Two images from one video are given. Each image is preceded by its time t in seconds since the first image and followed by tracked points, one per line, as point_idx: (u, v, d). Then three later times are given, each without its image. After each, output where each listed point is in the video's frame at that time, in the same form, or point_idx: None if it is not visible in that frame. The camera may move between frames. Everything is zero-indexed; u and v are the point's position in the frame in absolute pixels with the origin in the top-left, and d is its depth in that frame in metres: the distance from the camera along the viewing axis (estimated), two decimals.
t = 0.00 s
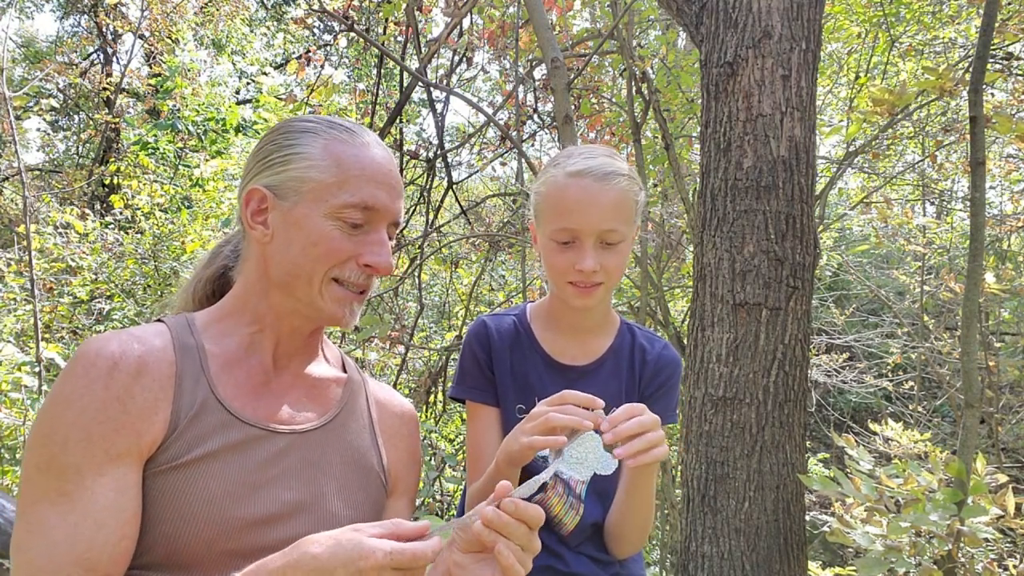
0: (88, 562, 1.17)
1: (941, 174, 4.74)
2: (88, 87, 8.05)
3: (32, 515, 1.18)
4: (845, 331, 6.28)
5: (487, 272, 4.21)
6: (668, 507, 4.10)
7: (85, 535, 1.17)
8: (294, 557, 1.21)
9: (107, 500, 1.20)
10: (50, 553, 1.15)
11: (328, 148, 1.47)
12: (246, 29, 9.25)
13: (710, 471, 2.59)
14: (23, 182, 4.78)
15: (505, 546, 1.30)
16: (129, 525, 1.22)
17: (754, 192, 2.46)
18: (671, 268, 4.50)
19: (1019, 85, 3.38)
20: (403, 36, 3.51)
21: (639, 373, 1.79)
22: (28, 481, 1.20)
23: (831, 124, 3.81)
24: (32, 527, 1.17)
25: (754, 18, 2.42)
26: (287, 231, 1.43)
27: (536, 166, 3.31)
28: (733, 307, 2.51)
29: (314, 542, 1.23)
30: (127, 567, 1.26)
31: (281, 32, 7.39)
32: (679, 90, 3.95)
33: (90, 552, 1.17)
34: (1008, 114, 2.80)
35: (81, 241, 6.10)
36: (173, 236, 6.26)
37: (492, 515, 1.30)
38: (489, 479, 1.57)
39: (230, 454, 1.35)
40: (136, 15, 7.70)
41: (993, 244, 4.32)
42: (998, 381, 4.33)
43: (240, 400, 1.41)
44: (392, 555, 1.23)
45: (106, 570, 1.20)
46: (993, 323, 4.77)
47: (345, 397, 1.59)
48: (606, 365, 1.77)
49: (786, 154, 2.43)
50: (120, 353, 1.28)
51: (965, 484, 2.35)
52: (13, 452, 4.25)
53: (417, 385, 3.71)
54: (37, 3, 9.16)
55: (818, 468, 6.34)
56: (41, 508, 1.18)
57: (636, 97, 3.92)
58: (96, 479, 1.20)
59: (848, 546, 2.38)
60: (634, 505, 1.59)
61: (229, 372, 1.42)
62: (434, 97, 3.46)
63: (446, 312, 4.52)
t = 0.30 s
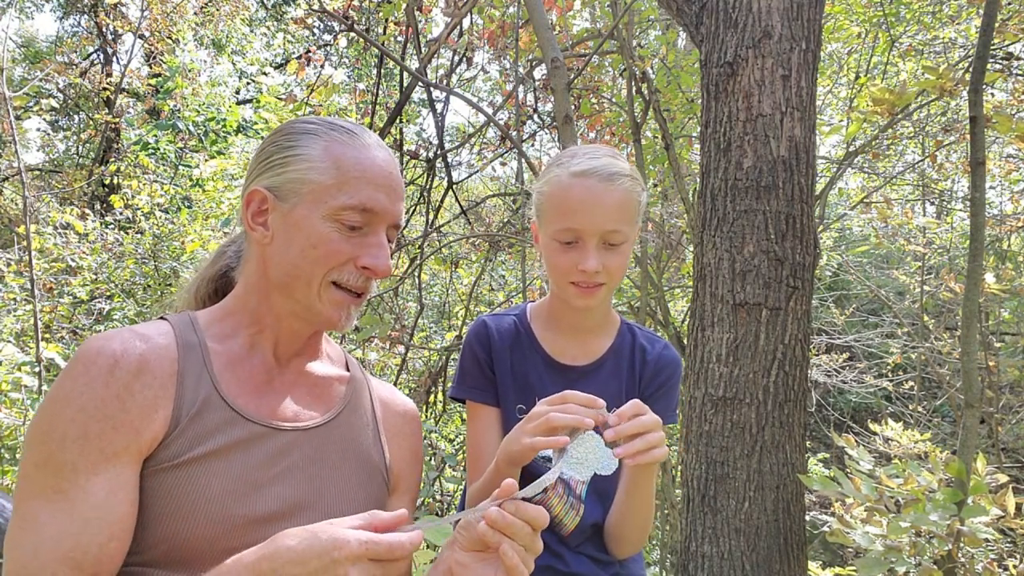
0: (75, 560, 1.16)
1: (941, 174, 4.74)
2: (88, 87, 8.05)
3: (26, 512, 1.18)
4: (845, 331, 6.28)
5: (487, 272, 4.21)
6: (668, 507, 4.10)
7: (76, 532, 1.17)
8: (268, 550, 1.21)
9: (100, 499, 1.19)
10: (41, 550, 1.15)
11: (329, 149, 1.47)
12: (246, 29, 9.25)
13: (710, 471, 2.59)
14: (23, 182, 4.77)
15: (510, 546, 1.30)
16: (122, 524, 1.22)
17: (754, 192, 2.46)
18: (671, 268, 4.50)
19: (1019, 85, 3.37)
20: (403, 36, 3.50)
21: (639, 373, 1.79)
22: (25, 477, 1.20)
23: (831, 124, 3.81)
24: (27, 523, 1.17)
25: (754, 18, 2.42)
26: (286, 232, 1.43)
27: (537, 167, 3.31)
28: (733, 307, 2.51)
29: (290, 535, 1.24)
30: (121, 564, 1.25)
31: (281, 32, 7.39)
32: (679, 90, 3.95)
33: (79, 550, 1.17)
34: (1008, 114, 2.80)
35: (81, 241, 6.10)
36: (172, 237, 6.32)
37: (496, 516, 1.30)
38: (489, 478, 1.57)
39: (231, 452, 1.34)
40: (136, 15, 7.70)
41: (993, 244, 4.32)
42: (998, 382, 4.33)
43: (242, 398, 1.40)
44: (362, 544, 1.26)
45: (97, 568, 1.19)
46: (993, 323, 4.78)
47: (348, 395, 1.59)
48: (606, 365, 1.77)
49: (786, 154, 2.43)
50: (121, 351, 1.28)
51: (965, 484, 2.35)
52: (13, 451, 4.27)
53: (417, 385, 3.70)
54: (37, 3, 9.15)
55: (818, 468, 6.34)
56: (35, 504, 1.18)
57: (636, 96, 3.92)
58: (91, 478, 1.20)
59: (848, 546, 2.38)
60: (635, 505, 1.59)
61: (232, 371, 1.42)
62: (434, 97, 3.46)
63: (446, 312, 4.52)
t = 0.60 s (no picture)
0: (73, 560, 1.16)
1: (941, 174, 4.73)
2: (88, 87, 8.05)
3: (25, 511, 1.18)
4: (845, 331, 6.28)
5: (487, 272, 4.21)
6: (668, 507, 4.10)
7: (74, 532, 1.17)
8: (267, 552, 1.22)
9: (98, 500, 1.19)
10: (38, 550, 1.15)
11: (329, 149, 1.47)
12: (246, 29, 9.25)
13: (710, 471, 2.59)
14: (23, 181, 4.77)
15: (513, 548, 1.30)
16: (120, 525, 1.21)
17: (754, 192, 2.46)
18: (672, 268, 4.50)
19: (1019, 85, 3.37)
20: (403, 36, 3.50)
21: (639, 373, 1.79)
22: (25, 476, 1.20)
23: (830, 123, 3.81)
24: (26, 523, 1.17)
25: (754, 18, 2.42)
26: (287, 232, 1.43)
27: (536, 166, 3.31)
28: (733, 307, 2.51)
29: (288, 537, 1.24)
30: (119, 565, 1.25)
31: (282, 32, 7.39)
32: (679, 90, 3.95)
33: (78, 550, 1.16)
34: (1008, 114, 2.80)
35: (81, 241, 6.09)
36: (175, 236, 6.20)
37: (500, 517, 1.30)
38: (489, 478, 1.57)
39: (232, 452, 1.34)
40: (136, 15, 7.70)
41: (993, 244, 4.32)
42: (998, 382, 4.33)
43: (244, 397, 1.41)
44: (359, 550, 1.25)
45: (96, 568, 1.19)
46: (993, 323, 4.78)
47: (349, 394, 1.59)
48: (607, 366, 1.77)
49: (786, 154, 2.43)
50: (121, 352, 1.28)
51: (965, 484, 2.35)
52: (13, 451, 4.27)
53: (417, 385, 3.70)
54: (37, 3, 9.14)
55: (818, 468, 6.34)
56: (33, 503, 1.18)
57: (636, 96, 3.92)
58: (89, 478, 1.20)
59: (848, 546, 2.38)
60: (635, 504, 1.60)
61: (232, 370, 1.42)
62: (434, 97, 3.46)
63: (446, 312, 4.52)
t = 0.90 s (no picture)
0: (69, 561, 1.15)
1: (941, 174, 4.73)
2: (88, 87, 8.06)
3: (21, 513, 1.17)
4: (845, 331, 6.28)
5: (488, 272, 4.21)
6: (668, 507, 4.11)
7: (70, 533, 1.16)
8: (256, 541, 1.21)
9: (95, 500, 1.19)
10: (34, 551, 1.14)
11: (320, 147, 1.47)
12: (246, 29, 9.24)
13: (710, 471, 2.60)
14: (23, 181, 4.77)
15: (512, 547, 1.29)
16: (116, 527, 1.21)
17: (754, 192, 2.46)
18: (672, 268, 4.50)
19: (1018, 84, 3.37)
20: (403, 36, 3.50)
21: (639, 374, 1.79)
22: (21, 478, 1.20)
23: (831, 123, 3.81)
24: (22, 524, 1.16)
25: (754, 18, 2.42)
26: (278, 232, 1.43)
27: (536, 167, 3.30)
28: (733, 307, 2.51)
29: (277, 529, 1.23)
30: (117, 567, 1.24)
31: (281, 32, 7.39)
32: (679, 90, 3.95)
33: (75, 551, 1.16)
34: (1008, 114, 2.80)
35: (81, 241, 6.08)
36: (173, 236, 6.36)
37: (500, 517, 1.29)
38: (488, 478, 1.56)
39: (230, 452, 1.34)
40: (136, 15, 7.71)
41: (993, 245, 4.32)
42: (998, 382, 4.33)
43: (243, 398, 1.41)
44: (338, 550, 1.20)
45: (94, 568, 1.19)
46: (993, 323, 4.78)
47: (348, 395, 1.59)
48: (607, 366, 1.77)
49: (786, 154, 2.43)
50: (119, 353, 1.28)
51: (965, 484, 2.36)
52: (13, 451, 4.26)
53: (417, 385, 3.70)
54: (37, 3, 9.14)
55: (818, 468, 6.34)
56: (30, 504, 1.17)
57: (636, 97, 3.93)
58: (86, 479, 1.19)
59: (848, 546, 2.38)
60: (635, 504, 1.60)
61: (232, 371, 1.42)
62: (434, 97, 3.46)
63: (446, 312, 4.52)
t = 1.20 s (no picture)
0: (53, 559, 1.14)
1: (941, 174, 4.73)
2: (88, 87, 8.06)
3: (9, 509, 1.17)
4: (845, 331, 6.28)
5: (488, 272, 4.21)
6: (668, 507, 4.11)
7: (58, 529, 1.15)
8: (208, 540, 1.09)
9: (84, 498, 1.19)
10: (15, 547, 1.12)
11: (287, 142, 1.53)
12: (245, 29, 9.24)
13: (710, 471, 2.60)
14: (23, 181, 4.77)
15: (508, 544, 1.27)
16: (102, 526, 1.20)
17: (754, 192, 2.46)
18: (672, 268, 4.50)
19: (1018, 84, 3.37)
20: (403, 36, 3.50)
21: (639, 373, 1.79)
22: (14, 475, 1.20)
23: (831, 123, 3.81)
24: (11, 517, 1.15)
25: (754, 18, 2.42)
26: (250, 225, 1.50)
27: (537, 167, 3.31)
28: (733, 307, 2.51)
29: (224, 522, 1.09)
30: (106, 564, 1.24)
31: (281, 32, 7.39)
32: (679, 90, 3.95)
33: (58, 547, 1.15)
34: (1007, 114, 2.80)
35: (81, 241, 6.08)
36: (173, 237, 6.38)
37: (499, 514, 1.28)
38: (488, 477, 1.56)
39: (231, 453, 1.34)
40: (136, 14, 7.70)
41: (993, 245, 4.32)
42: (998, 381, 4.32)
43: (244, 398, 1.40)
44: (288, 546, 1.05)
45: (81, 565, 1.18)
46: (994, 323, 4.78)
47: (350, 396, 1.59)
48: (606, 366, 1.77)
49: (786, 154, 2.43)
50: (123, 351, 1.29)
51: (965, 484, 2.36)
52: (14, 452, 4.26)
53: (417, 385, 3.70)
54: (37, 3, 9.13)
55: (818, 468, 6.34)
56: (19, 500, 1.17)
57: (636, 97, 3.93)
58: (78, 477, 1.19)
59: (848, 546, 2.38)
60: (636, 505, 1.60)
61: (234, 371, 1.42)
62: (434, 97, 3.46)
63: (446, 312, 4.52)
